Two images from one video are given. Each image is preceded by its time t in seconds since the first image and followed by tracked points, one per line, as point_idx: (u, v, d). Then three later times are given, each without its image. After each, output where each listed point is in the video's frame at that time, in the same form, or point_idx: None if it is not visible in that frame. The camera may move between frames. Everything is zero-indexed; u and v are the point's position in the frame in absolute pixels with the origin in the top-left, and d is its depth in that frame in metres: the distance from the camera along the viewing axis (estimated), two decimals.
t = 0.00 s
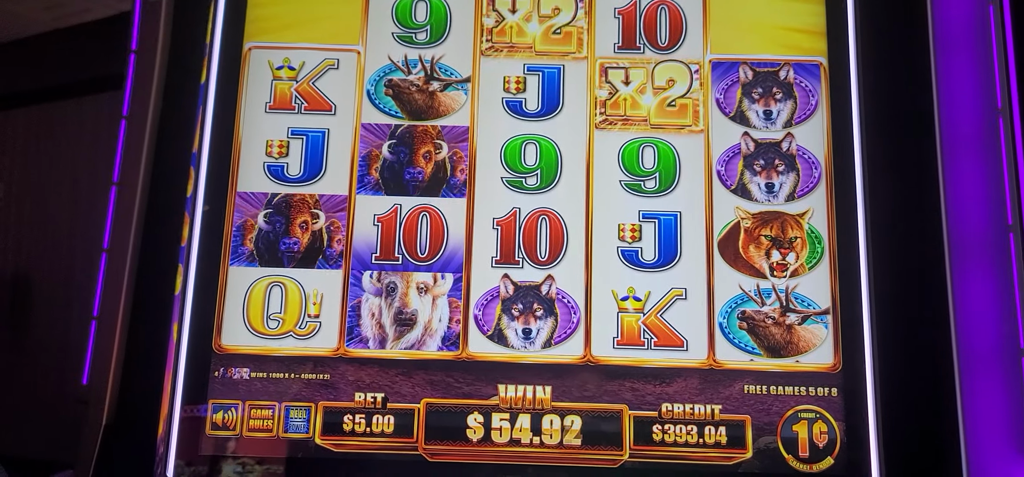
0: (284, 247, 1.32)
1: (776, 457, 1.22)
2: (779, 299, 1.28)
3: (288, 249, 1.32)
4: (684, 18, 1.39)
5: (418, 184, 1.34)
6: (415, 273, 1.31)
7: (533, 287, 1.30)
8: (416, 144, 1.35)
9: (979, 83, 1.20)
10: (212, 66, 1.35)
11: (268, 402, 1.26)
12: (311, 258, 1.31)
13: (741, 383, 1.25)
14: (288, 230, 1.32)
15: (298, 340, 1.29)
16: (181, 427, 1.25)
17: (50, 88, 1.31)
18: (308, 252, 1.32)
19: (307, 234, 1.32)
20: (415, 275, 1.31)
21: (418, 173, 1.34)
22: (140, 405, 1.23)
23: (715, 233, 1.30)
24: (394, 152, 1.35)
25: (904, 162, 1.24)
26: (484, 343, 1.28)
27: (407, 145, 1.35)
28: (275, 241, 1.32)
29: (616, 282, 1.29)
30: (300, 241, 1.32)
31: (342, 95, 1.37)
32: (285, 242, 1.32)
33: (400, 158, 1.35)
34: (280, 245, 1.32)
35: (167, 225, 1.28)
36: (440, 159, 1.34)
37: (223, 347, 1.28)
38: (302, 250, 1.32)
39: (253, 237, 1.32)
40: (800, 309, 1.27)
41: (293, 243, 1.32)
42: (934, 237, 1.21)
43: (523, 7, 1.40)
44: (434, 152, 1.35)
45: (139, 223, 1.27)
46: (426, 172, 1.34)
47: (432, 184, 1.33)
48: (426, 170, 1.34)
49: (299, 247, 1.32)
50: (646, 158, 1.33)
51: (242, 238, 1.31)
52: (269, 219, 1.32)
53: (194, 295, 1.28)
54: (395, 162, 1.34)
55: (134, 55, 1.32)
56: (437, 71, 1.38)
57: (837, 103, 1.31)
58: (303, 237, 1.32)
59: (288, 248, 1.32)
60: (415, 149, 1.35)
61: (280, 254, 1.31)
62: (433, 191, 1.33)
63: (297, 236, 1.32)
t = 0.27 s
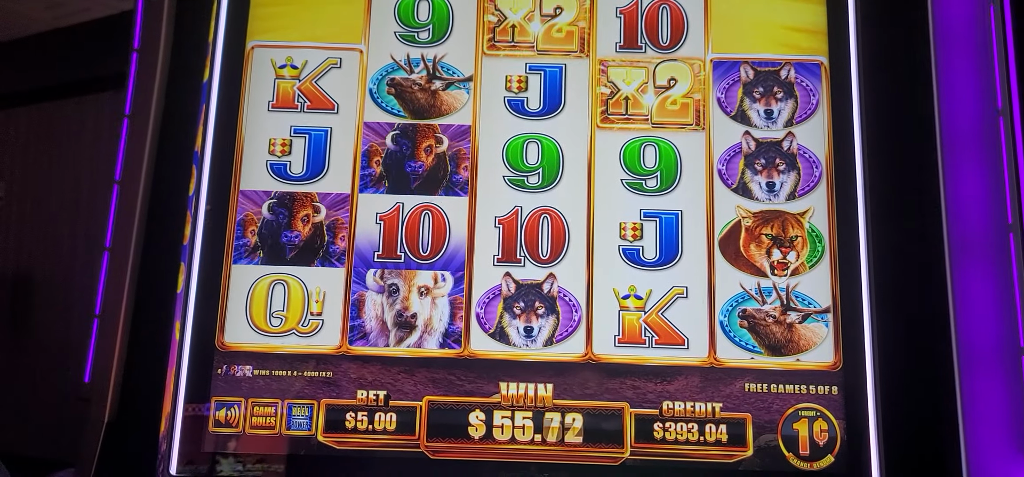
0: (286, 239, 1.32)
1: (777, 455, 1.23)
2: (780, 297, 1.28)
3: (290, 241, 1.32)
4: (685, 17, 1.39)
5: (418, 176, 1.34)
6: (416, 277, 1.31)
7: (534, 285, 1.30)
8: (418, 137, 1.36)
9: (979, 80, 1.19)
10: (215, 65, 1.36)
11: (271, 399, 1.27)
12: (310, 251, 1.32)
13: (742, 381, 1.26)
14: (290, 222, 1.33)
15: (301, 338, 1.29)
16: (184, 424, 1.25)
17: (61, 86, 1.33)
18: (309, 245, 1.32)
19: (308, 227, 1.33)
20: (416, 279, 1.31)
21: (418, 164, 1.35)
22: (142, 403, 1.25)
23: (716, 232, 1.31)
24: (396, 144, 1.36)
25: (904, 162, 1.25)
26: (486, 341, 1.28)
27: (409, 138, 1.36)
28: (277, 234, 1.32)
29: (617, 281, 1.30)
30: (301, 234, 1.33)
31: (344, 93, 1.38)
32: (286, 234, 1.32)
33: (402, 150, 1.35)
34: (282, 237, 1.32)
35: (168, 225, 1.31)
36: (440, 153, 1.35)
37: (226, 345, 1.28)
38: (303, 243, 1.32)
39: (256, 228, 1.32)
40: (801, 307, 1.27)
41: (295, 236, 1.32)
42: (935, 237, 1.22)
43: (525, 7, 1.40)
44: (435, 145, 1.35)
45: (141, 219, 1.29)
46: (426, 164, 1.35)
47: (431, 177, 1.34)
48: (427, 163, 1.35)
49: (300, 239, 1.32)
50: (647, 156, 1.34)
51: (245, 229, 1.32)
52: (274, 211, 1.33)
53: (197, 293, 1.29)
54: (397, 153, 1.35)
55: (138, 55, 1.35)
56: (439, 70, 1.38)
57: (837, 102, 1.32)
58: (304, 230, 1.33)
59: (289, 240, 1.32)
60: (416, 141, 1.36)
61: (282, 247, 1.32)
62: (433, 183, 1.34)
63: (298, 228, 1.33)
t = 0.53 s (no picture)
0: (286, 242, 1.32)
1: (775, 455, 1.23)
2: (777, 297, 1.28)
3: (291, 243, 1.32)
4: (683, 18, 1.40)
5: (419, 179, 1.34)
6: (415, 277, 1.31)
7: (532, 286, 1.30)
8: (417, 141, 1.36)
9: (977, 82, 1.20)
10: (213, 65, 1.35)
11: (269, 400, 1.27)
12: (311, 253, 1.32)
13: (740, 381, 1.26)
14: (290, 225, 1.33)
15: (299, 339, 1.30)
16: (183, 425, 1.25)
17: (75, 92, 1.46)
18: (309, 248, 1.32)
19: (308, 230, 1.33)
20: (415, 278, 1.31)
21: (419, 167, 1.35)
22: (141, 403, 1.23)
23: (714, 232, 1.31)
24: (397, 148, 1.36)
25: (902, 161, 1.25)
26: (484, 341, 1.28)
27: (409, 141, 1.36)
28: (278, 238, 1.33)
29: (615, 281, 1.30)
30: (301, 236, 1.33)
31: (342, 94, 1.38)
32: (287, 237, 1.33)
33: (402, 155, 1.35)
34: (282, 240, 1.32)
35: (167, 223, 1.29)
36: (440, 155, 1.35)
37: (224, 345, 1.29)
38: (303, 245, 1.32)
39: (257, 231, 1.32)
40: (798, 307, 1.28)
41: (296, 238, 1.33)
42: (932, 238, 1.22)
43: (523, 7, 1.40)
44: (434, 148, 1.35)
45: (141, 218, 1.26)
46: (427, 167, 1.35)
47: (431, 180, 1.34)
48: (427, 166, 1.35)
49: (301, 242, 1.33)
50: (645, 157, 1.34)
51: (245, 233, 1.32)
52: (272, 215, 1.33)
53: (196, 294, 1.29)
54: (397, 158, 1.35)
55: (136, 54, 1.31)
56: (437, 71, 1.38)
57: (835, 103, 1.32)
58: (304, 232, 1.33)
59: (290, 243, 1.32)
60: (415, 145, 1.36)
61: (283, 249, 1.32)
62: (433, 186, 1.34)
63: (298, 231, 1.33)
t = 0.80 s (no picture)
0: (286, 236, 1.32)
1: (777, 454, 1.23)
2: (780, 296, 1.28)
3: (290, 237, 1.32)
4: (686, 16, 1.39)
5: (418, 172, 1.34)
6: (415, 278, 1.31)
7: (534, 284, 1.30)
8: (418, 134, 1.36)
9: (980, 81, 1.20)
10: (215, 64, 1.36)
11: (271, 398, 1.27)
12: (311, 248, 1.32)
13: (742, 379, 1.26)
14: (290, 219, 1.33)
15: (301, 337, 1.29)
16: (184, 424, 1.25)
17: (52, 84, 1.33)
18: (309, 243, 1.32)
19: (308, 225, 1.33)
20: (416, 279, 1.31)
21: (418, 161, 1.35)
22: (142, 401, 1.24)
23: (716, 230, 1.31)
24: (397, 141, 1.36)
25: (906, 159, 1.25)
26: (486, 339, 1.28)
27: (409, 135, 1.36)
28: (278, 231, 1.32)
29: (617, 279, 1.30)
30: (301, 231, 1.33)
31: (344, 92, 1.38)
32: (286, 231, 1.32)
33: (403, 148, 1.35)
34: (282, 234, 1.32)
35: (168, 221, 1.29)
36: (440, 150, 1.35)
37: (226, 344, 1.28)
38: (302, 240, 1.32)
39: (257, 225, 1.32)
40: (801, 306, 1.27)
41: (295, 232, 1.33)
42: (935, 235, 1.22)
43: (526, 5, 1.40)
44: (434, 143, 1.35)
45: (142, 215, 1.28)
46: (426, 161, 1.35)
47: (431, 174, 1.34)
48: (426, 160, 1.35)
49: (300, 236, 1.32)
50: (648, 155, 1.34)
51: (245, 225, 1.32)
52: (274, 208, 1.33)
53: (197, 292, 1.29)
54: (397, 151, 1.35)
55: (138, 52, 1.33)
56: (439, 69, 1.38)
57: (838, 100, 1.32)
58: (304, 227, 1.33)
59: (289, 237, 1.32)
60: (417, 138, 1.36)
61: (282, 243, 1.32)
62: (432, 180, 1.34)
63: (298, 226, 1.33)
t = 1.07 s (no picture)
0: (286, 246, 1.32)
1: (776, 454, 1.23)
2: (779, 296, 1.29)
3: (291, 247, 1.32)
4: (684, 17, 1.40)
5: (419, 182, 1.34)
6: (415, 275, 1.31)
7: (533, 285, 1.30)
8: (417, 144, 1.36)
9: (977, 80, 1.20)
10: (214, 65, 1.36)
11: (271, 399, 1.27)
12: (312, 257, 1.32)
13: (741, 380, 1.26)
14: (290, 230, 1.33)
15: (301, 338, 1.30)
16: (184, 426, 1.26)
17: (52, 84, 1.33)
18: (310, 252, 1.32)
19: (308, 234, 1.33)
20: (416, 276, 1.31)
21: (420, 171, 1.35)
22: (143, 404, 1.24)
23: (715, 231, 1.31)
24: (396, 152, 1.35)
25: (903, 159, 1.25)
26: (485, 340, 1.28)
27: (408, 145, 1.36)
28: (277, 242, 1.32)
29: (616, 280, 1.30)
30: (301, 241, 1.33)
31: (343, 93, 1.38)
32: (286, 241, 1.32)
33: (402, 159, 1.35)
34: (282, 244, 1.32)
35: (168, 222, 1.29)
36: (441, 159, 1.35)
37: (226, 345, 1.29)
38: (303, 249, 1.32)
39: (257, 238, 1.32)
40: (799, 306, 1.28)
41: (295, 242, 1.33)
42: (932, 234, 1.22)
43: (524, 7, 1.40)
44: (435, 153, 1.35)
45: (142, 217, 1.27)
46: (427, 171, 1.35)
47: (432, 183, 1.34)
48: (427, 169, 1.35)
49: (301, 246, 1.32)
50: (646, 156, 1.34)
51: (245, 239, 1.32)
52: (274, 219, 1.33)
53: (198, 294, 1.29)
54: (398, 163, 1.35)
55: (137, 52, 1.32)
56: (438, 70, 1.38)
57: (836, 101, 1.32)
58: (304, 236, 1.33)
59: (289, 247, 1.32)
60: (416, 150, 1.36)
61: (282, 254, 1.32)
62: (434, 188, 1.34)
63: (299, 236, 1.33)
